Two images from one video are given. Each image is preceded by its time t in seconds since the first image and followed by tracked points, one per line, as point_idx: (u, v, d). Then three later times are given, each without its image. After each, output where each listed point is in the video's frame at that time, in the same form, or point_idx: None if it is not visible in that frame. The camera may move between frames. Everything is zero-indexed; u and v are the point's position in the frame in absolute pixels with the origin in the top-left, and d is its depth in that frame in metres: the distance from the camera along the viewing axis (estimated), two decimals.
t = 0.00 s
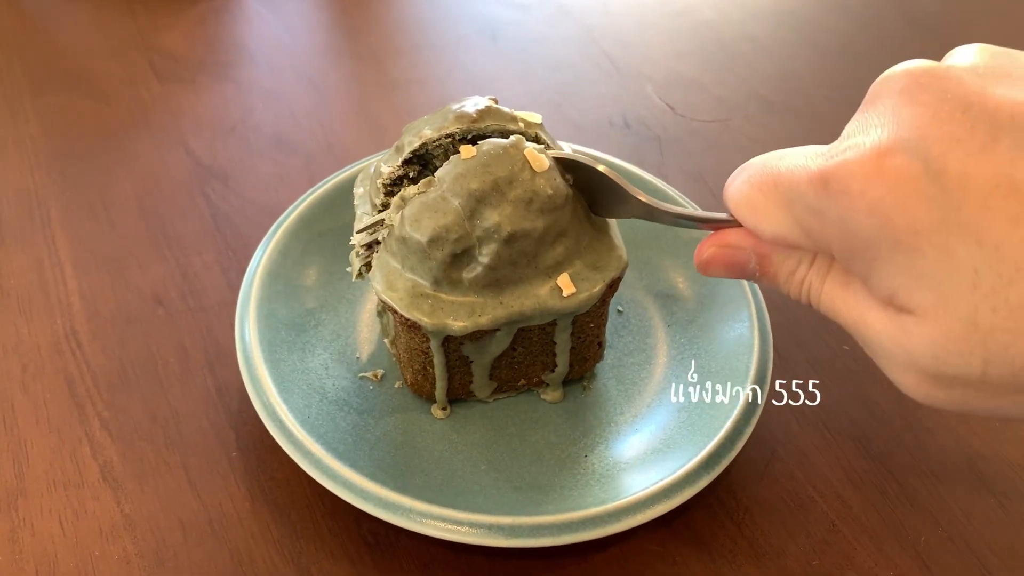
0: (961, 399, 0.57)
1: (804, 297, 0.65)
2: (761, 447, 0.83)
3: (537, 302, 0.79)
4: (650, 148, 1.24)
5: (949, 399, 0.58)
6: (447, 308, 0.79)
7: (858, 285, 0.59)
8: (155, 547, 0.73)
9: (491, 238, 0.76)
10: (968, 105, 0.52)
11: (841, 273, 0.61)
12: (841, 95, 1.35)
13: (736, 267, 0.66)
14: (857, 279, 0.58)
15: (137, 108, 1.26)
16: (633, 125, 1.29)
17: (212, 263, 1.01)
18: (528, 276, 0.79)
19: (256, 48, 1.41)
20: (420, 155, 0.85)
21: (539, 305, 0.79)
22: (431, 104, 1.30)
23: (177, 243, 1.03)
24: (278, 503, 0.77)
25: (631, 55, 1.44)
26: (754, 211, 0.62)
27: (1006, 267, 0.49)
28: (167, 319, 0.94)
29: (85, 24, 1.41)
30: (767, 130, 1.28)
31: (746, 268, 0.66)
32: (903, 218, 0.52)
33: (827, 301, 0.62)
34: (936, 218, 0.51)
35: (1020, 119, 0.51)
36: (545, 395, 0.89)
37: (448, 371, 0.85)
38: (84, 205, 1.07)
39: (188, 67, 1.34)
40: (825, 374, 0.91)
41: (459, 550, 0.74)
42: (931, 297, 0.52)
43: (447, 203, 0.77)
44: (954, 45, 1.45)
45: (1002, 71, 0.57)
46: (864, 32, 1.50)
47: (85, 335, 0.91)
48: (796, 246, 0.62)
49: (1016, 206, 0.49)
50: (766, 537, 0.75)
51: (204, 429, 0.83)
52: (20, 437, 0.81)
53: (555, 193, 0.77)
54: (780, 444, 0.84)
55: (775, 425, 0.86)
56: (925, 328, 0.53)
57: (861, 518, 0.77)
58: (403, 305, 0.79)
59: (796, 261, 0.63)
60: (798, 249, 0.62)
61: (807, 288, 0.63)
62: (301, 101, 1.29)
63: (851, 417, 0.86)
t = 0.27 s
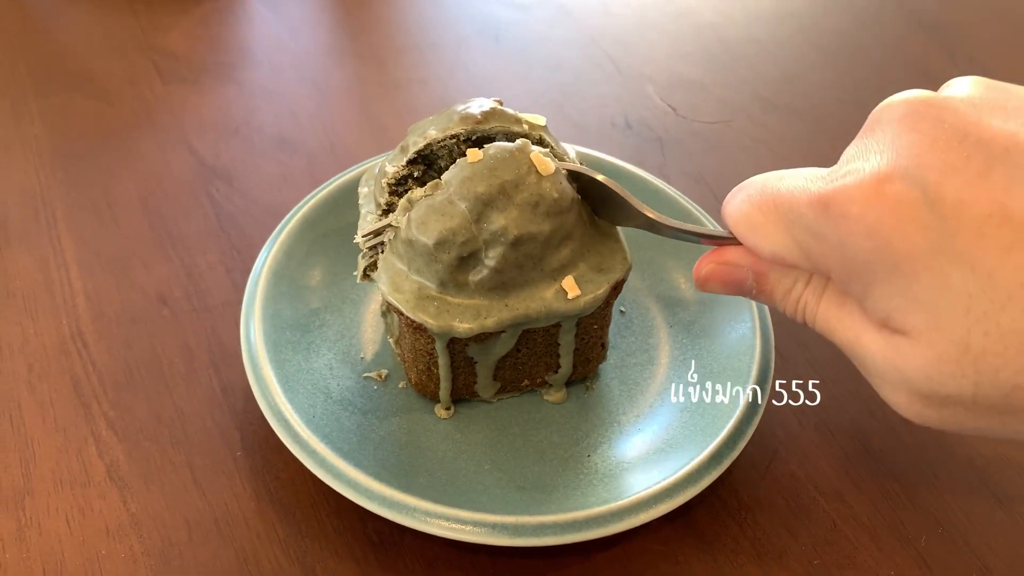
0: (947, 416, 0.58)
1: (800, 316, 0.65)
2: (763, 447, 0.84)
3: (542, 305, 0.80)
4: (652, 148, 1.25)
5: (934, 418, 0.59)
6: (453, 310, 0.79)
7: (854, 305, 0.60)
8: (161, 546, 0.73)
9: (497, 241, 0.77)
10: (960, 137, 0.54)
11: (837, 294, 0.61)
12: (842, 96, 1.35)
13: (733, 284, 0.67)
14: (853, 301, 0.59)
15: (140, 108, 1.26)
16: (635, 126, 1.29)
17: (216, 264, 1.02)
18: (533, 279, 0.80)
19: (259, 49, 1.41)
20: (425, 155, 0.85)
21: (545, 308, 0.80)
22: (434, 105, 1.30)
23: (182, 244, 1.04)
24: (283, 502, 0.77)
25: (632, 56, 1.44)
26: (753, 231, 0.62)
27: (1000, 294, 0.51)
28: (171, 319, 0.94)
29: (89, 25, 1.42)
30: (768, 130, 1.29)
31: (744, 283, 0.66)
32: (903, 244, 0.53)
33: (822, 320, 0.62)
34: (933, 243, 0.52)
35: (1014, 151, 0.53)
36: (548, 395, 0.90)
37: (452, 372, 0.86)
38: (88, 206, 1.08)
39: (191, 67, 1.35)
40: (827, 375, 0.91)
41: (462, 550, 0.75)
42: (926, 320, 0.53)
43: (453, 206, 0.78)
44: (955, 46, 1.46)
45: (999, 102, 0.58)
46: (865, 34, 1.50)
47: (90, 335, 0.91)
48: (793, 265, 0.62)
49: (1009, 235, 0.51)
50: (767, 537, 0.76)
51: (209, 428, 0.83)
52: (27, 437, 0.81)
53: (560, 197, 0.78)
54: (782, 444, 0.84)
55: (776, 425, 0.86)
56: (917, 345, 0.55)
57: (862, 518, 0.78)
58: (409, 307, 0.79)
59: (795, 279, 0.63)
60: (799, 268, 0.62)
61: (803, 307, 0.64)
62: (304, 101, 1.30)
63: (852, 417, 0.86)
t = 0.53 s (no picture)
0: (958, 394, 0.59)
1: (803, 308, 0.66)
2: (763, 448, 0.83)
3: (543, 303, 0.80)
4: (652, 148, 1.24)
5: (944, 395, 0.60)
6: (454, 310, 0.79)
7: (857, 288, 0.61)
8: (159, 546, 0.73)
9: (498, 241, 0.77)
10: (957, 117, 0.58)
11: (840, 279, 0.62)
12: (843, 96, 1.35)
13: (735, 282, 0.67)
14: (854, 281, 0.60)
15: (140, 108, 1.26)
16: (636, 126, 1.29)
17: (215, 264, 1.01)
18: (534, 278, 0.80)
19: (259, 49, 1.41)
20: (425, 155, 0.85)
21: (546, 307, 0.79)
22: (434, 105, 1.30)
23: (181, 244, 1.03)
24: (281, 503, 0.77)
25: (633, 56, 1.44)
26: (750, 224, 0.64)
27: (1001, 254, 0.52)
28: (170, 319, 0.94)
29: (89, 25, 1.42)
30: (769, 130, 1.28)
31: (745, 281, 0.67)
32: (902, 213, 0.55)
33: (826, 308, 0.63)
34: (926, 207, 0.54)
35: (1005, 129, 0.56)
36: (549, 395, 0.89)
37: (453, 372, 0.85)
38: (87, 205, 1.08)
39: (191, 67, 1.35)
40: (828, 376, 0.91)
41: (460, 551, 0.74)
42: (927, 291, 0.55)
43: (454, 206, 0.77)
44: (956, 46, 1.45)
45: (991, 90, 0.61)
46: (866, 34, 1.50)
47: (89, 335, 0.91)
48: (794, 255, 0.63)
49: (1006, 198, 0.53)
50: (768, 539, 0.75)
51: (207, 428, 0.83)
52: (25, 437, 0.81)
53: (561, 196, 0.78)
54: (783, 445, 0.84)
55: (777, 426, 0.86)
56: (925, 321, 0.56)
57: (864, 518, 0.77)
58: (410, 308, 0.79)
59: (794, 271, 0.64)
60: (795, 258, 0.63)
61: (806, 297, 0.64)
62: (304, 101, 1.29)
63: (853, 417, 0.86)
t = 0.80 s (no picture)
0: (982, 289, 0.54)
1: (816, 252, 0.62)
2: (766, 450, 0.83)
3: (555, 290, 0.79)
4: (655, 148, 1.24)
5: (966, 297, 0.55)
6: (467, 303, 0.78)
7: (865, 209, 0.58)
8: (157, 550, 0.72)
9: (508, 231, 0.76)
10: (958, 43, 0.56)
11: (844, 209, 0.59)
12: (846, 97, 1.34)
13: (742, 241, 0.64)
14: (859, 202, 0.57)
15: (140, 107, 1.25)
16: (638, 126, 1.28)
17: (215, 264, 1.01)
18: (545, 265, 0.79)
19: (259, 48, 1.40)
20: (427, 151, 0.84)
21: (558, 294, 0.79)
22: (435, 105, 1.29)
23: (180, 244, 1.03)
24: (281, 506, 0.76)
25: (635, 56, 1.44)
26: (750, 172, 0.63)
27: (998, 130, 0.49)
28: (169, 320, 0.93)
29: (88, 24, 1.41)
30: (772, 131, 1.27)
31: (751, 236, 0.64)
32: (890, 114, 0.52)
33: (837, 241, 0.59)
34: (924, 103, 0.52)
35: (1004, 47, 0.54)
36: (560, 381, 0.89)
37: (467, 365, 0.85)
38: (86, 206, 1.07)
39: (191, 67, 1.34)
40: (832, 378, 0.90)
41: (459, 554, 0.74)
42: (934, 179, 0.51)
43: (460, 199, 0.76)
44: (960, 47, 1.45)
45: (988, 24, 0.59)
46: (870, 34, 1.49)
47: (88, 336, 0.91)
48: (794, 192, 0.61)
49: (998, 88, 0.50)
50: (771, 541, 0.75)
51: (206, 430, 0.83)
52: (22, 439, 0.81)
53: (567, 182, 0.77)
54: (786, 447, 0.83)
55: (781, 428, 0.85)
56: (933, 216, 0.52)
57: (867, 522, 0.76)
58: (423, 305, 0.78)
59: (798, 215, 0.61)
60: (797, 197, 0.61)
61: (816, 235, 0.61)
62: (305, 101, 1.29)
63: (856, 420, 0.85)
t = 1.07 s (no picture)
0: None
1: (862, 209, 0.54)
2: (770, 451, 0.83)
3: (568, 286, 0.80)
4: (659, 150, 1.24)
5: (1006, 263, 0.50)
6: (481, 302, 0.79)
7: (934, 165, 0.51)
8: (167, 549, 0.73)
9: (522, 229, 0.77)
10: None
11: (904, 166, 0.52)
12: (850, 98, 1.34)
13: (796, 206, 0.58)
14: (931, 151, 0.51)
15: (147, 109, 1.26)
16: (643, 128, 1.28)
17: (222, 266, 1.02)
18: (557, 261, 0.80)
19: (266, 50, 1.41)
20: (436, 151, 0.84)
21: (572, 289, 0.80)
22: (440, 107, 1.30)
23: (188, 246, 1.04)
24: (289, 505, 0.77)
25: (640, 58, 1.44)
26: (773, 68, 0.58)
27: None
28: (178, 321, 0.94)
29: (96, 26, 1.42)
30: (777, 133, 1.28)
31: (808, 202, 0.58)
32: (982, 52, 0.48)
33: (896, 201, 0.52)
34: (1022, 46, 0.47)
35: None
36: (571, 374, 0.91)
37: (481, 362, 0.86)
38: (95, 207, 1.08)
39: (198, 69, 1.35)
40: (836, 380, 0.90)
41: (465, 553, 0.74)
42: None
43: (472, 199, 0.76)
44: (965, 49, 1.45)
45: None
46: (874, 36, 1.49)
47: (97, 338, 0.91)
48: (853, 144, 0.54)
49: None
50: (776, 542, 0.75)
51: (215, 431, 0.83)
52: (33, 439, 0.81)
53: (576, 178, 0.78)
54: (790, 448, 0.84)
55: (785, 429, 0.85)
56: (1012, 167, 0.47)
57: (871, 523, 0.77)
58: (439, 305, 0.79)
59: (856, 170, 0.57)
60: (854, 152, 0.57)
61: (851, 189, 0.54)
62: (311, 102, 1.29)
63: (860, 421, 0.86)
